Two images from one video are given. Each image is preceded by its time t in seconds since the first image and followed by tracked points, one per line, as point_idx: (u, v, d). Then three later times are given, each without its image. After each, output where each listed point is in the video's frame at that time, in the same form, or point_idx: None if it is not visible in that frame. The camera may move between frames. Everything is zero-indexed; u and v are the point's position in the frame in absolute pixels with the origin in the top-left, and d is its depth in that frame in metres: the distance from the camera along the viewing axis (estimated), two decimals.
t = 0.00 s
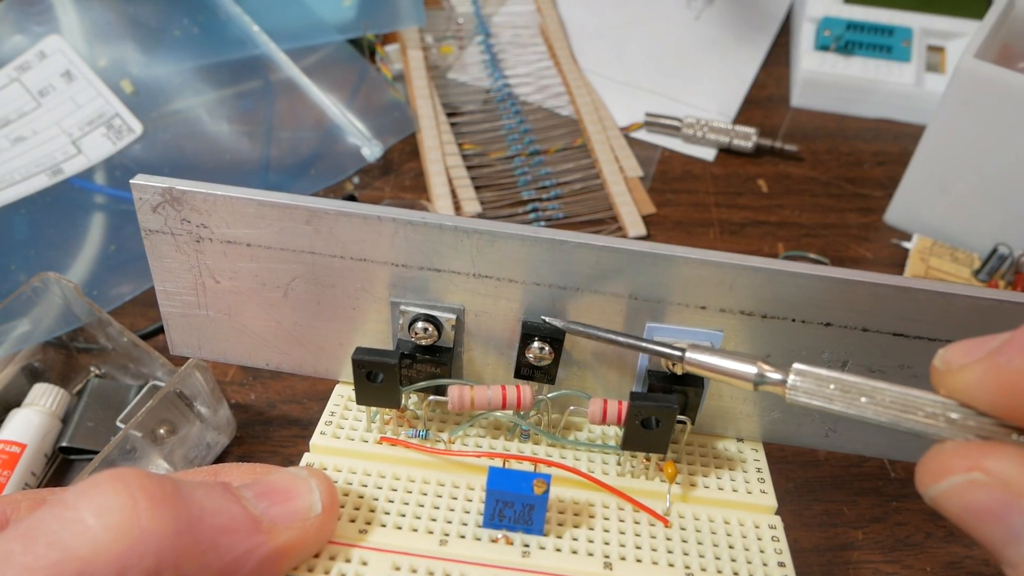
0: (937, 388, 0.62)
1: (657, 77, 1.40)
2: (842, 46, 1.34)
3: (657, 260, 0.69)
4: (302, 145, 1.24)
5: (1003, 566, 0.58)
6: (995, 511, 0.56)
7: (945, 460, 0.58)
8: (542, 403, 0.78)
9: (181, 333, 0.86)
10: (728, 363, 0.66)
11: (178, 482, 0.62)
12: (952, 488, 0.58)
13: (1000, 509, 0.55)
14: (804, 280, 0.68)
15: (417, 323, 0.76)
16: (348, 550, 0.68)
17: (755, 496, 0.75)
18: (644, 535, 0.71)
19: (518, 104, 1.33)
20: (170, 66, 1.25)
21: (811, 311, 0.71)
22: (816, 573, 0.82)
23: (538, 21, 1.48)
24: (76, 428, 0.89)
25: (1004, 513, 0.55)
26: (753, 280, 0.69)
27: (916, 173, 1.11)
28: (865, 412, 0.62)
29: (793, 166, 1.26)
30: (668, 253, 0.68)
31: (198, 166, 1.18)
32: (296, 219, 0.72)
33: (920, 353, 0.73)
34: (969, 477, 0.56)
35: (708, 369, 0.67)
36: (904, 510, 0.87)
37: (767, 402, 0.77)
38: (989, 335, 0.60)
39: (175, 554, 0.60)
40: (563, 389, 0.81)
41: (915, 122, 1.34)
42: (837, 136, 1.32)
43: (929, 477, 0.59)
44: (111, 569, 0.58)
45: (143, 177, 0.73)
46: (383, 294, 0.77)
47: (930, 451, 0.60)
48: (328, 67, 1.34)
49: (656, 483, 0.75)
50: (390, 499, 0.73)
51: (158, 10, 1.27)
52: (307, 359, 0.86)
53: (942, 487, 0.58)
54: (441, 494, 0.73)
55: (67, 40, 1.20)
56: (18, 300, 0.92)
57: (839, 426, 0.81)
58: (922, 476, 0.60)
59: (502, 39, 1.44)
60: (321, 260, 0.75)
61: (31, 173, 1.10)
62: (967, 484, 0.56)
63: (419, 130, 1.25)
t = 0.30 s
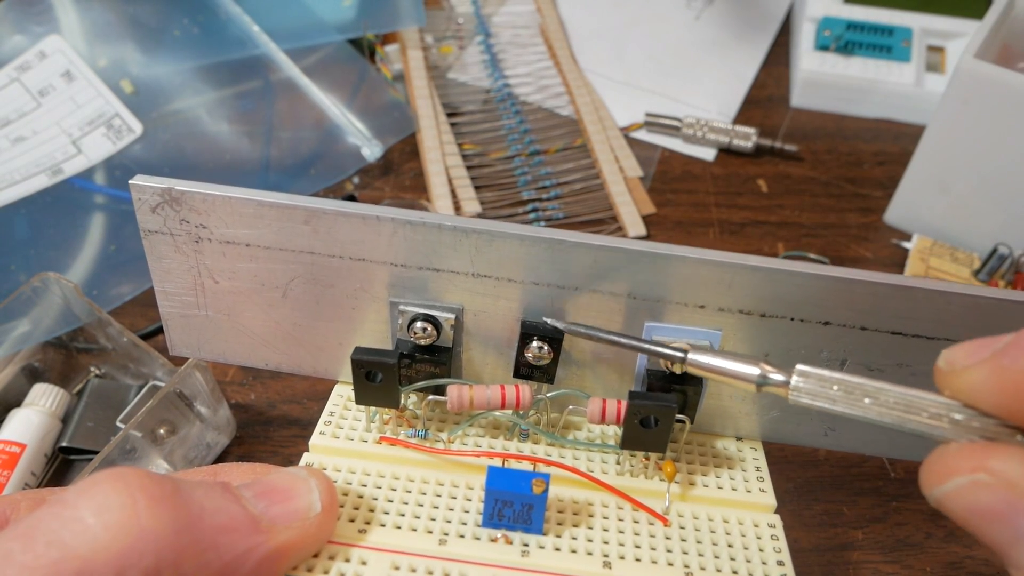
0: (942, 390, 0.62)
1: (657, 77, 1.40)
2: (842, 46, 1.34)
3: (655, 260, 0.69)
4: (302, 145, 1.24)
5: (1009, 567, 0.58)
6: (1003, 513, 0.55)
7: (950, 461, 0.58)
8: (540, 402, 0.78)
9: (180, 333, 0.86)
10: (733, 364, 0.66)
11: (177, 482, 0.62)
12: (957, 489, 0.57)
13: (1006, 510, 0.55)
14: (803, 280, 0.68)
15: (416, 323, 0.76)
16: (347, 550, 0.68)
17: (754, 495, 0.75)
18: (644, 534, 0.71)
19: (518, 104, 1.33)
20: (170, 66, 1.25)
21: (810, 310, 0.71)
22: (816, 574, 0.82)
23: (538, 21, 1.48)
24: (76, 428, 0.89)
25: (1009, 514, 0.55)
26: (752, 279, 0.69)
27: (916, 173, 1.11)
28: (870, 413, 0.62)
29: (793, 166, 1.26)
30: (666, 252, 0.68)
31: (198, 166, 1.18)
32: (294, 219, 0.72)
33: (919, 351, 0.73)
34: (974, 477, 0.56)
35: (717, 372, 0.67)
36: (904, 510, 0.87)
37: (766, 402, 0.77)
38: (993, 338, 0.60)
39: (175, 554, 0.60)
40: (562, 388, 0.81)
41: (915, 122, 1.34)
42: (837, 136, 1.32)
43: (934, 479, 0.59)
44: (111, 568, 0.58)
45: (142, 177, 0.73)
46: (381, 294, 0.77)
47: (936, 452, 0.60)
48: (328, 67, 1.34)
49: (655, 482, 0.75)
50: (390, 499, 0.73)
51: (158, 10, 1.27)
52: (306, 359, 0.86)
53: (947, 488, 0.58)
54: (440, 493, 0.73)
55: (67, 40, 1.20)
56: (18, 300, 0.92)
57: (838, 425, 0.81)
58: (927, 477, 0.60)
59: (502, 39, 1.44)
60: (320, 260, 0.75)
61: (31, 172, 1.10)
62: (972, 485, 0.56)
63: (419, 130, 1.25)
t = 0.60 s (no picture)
0: (937, 393, 0.62)
1: (657, 77, 1.40)
2: (842, 46, 1.34)
3: (653, 259, 0.69)
4: (302, 145, 1.24)
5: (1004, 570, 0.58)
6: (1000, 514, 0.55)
7: (945, 464, 0.58)
8: (539, 402, 0.77)
9: (178, 334, 0.86)
10: (728, 368, 0.65)
11: (177, 482, 0.62)
12: (952, 491, 0.58)
13: (1001, 511, 0.55)
14: (801, 278, 0.68)
15: (415, 322, 0.76)
16: (346, 550, 0.68)
17: (754, 494, 0.75)
18: (643, 534, 0.71)
19: (518, 104, 1.33)
20: (170, 66, 1.25)
21: (808, 308, 0.71)
22: (816, 574, 0.82)
23: (538, 21, 1.48)
24: (76, 428, 0.89)
25: (1005, 515, 0.55)
26: (751, 278, 0.69)
27: (916, 173, 1.11)
28: (864, 414, 0.62)
29: (793, 166, 1.26)
30: (664, 251, 0.68)
31: (198, 166, 1.18)
32: (293, 219, 0.72)
33: (918, 350, 0.73)
34: (968, 479, 0.56)
35: (711, 374, 0.66)
36: (904, 510, 0.87)
37: (765, 401, 0.77)
38: (989, 341, 0.60)
39: (174, 553, 0.60)
40: (562, 387, 0.81)
41: (915, 122, 1.34)
42: (837, 136, 1.32)
43: (928, 480, 0.59)
44: (110, 568, 0.58)
45: (141, 178, 0.73)
46: (380, 294, 0.77)
47: (931, 454, 0.61)
48: (328, 67, 1.34)
49: (655, 482, 0.75)
50: (389, 499, 0.73)
51: (158, 10, 1.27)
52: (305, 359, 0.86)
53: (942, 490, 0.58)
54: (439, 493, 0.73)
55: (67, 40, 1.20)
56: (18, 300, 0.92)
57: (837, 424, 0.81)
58: (922, 479, 0.60)
59: (502, 39, 1.44)
60: (318, 260, 0.75)
61: (31, 172, 1.10)
62: (967, 486, 0.57)
63: (419, 130, 1.25)
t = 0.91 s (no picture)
0: (942, 392, 0.62)
1: (657, 77, 1.40)
2: (842, 46, 1.34)
3: (654, 259, 0.69)
4: (302, 145, 1.24)
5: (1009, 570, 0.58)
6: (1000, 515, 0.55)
7: (951, 463, 0.58)
8: (539, 402, 0.78)
9: (178, 334, 0.86)
10: (734, 367, 0.65)
11: (177, 482, 0.62)
12: (958, 490, 0.57)
13: (1007, 512, 0.55)
14: (802, 279, 0.68)
15: (415, 322, 0.76)
16: (346, 549, 0.68)
17: (754, 494, 0.75)
18: (643, 534, 0.71)
19: (518, 104, 1.33)
20: (170, 66, 1.25)
21: (809, 308, 0.71)
22: (816, 574, 0.82)
23: (538, 21, 1.49)
24: (76, 427, 0.89)
25: (1011, 515, 0.55)
26: (751, 279, 0.69)
27: (916, 172, 1.11)
28: (870, 414, 0.62)
29: (793, 166, 1.26)
30: (665, 251, 0.68)
31: (198, 166, 1.18)
32: (293, 219, 0.72)
33: (918, 351, 0.73)
34: (975, 479, 0.56)
35: (715, 373, 0.66)
36: (904, 510, 0.87)
37: (765, 401, 0.77)
38: (993, 338, 0.60)
39: (174, 553, 0.60)
40: (562, 387, 0.81)
41: (915, 122, 1.34)
42: (837, 136, 1.32)
43: (934, 480, 0.59)
44: (110, 568, 0.58)
45: (141, 177, 0.73)
46: (380, 294, 0.77)
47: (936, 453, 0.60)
48: (328, 66, 1.35)
49: (655, 481, 0.75)
50: (389, 499, 0.73)
51: (158, 10, 1.27)
52: (306, 359, 0.86)
53: (948, 490, 0.58)
54: (439, 492, 0.73)
55: (67, 40, 1.20)
56: (18, 300, 0.92)
57: (837, 424, 0.81)
58: (927, 478, 0.60)
59: (502, 39, 1.44)
60: (319, 260, 0.75)
61: (31, 172, 1.10)
62: (972, 487, 0.56)
63: (419, 130, 1.25)
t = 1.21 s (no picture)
0: (918, 415, 0.61)
1: (657, 77, 1.40)
2: (842, 46, 1.34)
3: (655, 263, 0.69)
4: (302, 145, 1.24)
5: None
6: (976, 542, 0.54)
7: (925, 486, 0.57)
8: (540, 404, 0.78)
9: (178, 335, 0.86)
10: (708, 389, 0.62)
11: (176, 485, 0.62)
12: (932, 515, 0.56)
13: (980, 537, 0.54)
14: (803, 282, 0.68)
15: (415, 325, 0.76)
16: (346, 553, 0.68)
17: (754, 498, 0.75)
18: (643, 537, 0.71)
19: (518, 104, 1.33)
20: (170, 66, 1.25)
21: (809, 312, 0.71)
22: (816, 573, 0.82)
23: (538, 21, 1.49)
24: (76, 428, 0.89)
25: (984, 541, 0.54)
26: (752, 282, 0.69)
27: (916, 173, 1.11)
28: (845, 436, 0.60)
29: (793, 166, 1.26)
30: (667, 255, 0.68)
31: (198, 166, 1.18)
32: (293, 221, 0.72)
33: (920, 355, 0.73)
34: (948, 504, 0.55)
35: (694, 397, 0.63)
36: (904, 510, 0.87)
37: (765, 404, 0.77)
38: (968, 361, 0.60)
39: (173, 557, 0.60)
40: (562, 390, 0.81)
41: (915, 122, 1.34)
42: (837, 136, 1.32)
43: (907, 504, 0.58)
44: (109, 572, 0.58)
45: (141, 179, 0.73)
46: (380, 295, 0.77)
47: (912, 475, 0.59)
48: (328, 67, 1.35)
49: (655, 485, 0.75)
50: (389, 502, 0.73)
51: (158, 10, 1.27)
52: (306, 361, 0.86)
53: (921, 515, 0.57)
54: (439, 496, 0.73)
55: (67, 40, 1.20)
56: (18, 300, 0.93)
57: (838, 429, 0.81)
58: (901, 503, 0.59)
59: (502, 39, 1.44)
60: (319, 262, 0.75)
61: (31, 173, 1.10)
62: (946, 511, 0.55)
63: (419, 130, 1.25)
